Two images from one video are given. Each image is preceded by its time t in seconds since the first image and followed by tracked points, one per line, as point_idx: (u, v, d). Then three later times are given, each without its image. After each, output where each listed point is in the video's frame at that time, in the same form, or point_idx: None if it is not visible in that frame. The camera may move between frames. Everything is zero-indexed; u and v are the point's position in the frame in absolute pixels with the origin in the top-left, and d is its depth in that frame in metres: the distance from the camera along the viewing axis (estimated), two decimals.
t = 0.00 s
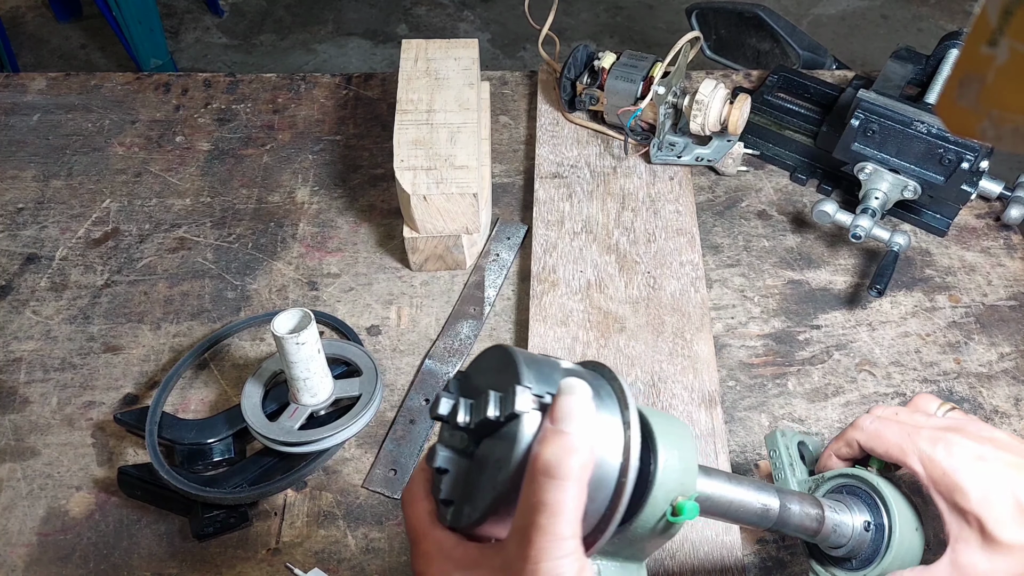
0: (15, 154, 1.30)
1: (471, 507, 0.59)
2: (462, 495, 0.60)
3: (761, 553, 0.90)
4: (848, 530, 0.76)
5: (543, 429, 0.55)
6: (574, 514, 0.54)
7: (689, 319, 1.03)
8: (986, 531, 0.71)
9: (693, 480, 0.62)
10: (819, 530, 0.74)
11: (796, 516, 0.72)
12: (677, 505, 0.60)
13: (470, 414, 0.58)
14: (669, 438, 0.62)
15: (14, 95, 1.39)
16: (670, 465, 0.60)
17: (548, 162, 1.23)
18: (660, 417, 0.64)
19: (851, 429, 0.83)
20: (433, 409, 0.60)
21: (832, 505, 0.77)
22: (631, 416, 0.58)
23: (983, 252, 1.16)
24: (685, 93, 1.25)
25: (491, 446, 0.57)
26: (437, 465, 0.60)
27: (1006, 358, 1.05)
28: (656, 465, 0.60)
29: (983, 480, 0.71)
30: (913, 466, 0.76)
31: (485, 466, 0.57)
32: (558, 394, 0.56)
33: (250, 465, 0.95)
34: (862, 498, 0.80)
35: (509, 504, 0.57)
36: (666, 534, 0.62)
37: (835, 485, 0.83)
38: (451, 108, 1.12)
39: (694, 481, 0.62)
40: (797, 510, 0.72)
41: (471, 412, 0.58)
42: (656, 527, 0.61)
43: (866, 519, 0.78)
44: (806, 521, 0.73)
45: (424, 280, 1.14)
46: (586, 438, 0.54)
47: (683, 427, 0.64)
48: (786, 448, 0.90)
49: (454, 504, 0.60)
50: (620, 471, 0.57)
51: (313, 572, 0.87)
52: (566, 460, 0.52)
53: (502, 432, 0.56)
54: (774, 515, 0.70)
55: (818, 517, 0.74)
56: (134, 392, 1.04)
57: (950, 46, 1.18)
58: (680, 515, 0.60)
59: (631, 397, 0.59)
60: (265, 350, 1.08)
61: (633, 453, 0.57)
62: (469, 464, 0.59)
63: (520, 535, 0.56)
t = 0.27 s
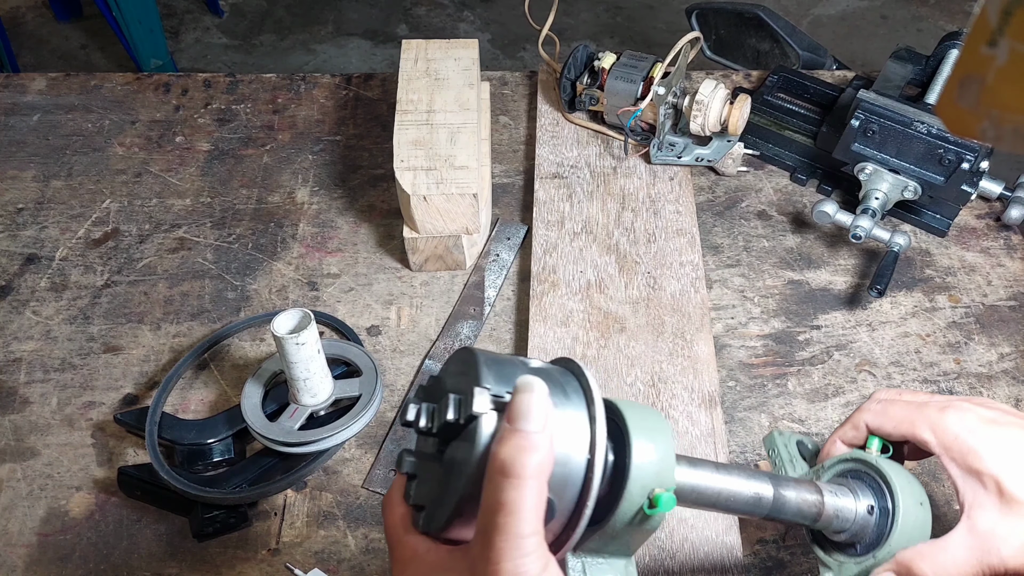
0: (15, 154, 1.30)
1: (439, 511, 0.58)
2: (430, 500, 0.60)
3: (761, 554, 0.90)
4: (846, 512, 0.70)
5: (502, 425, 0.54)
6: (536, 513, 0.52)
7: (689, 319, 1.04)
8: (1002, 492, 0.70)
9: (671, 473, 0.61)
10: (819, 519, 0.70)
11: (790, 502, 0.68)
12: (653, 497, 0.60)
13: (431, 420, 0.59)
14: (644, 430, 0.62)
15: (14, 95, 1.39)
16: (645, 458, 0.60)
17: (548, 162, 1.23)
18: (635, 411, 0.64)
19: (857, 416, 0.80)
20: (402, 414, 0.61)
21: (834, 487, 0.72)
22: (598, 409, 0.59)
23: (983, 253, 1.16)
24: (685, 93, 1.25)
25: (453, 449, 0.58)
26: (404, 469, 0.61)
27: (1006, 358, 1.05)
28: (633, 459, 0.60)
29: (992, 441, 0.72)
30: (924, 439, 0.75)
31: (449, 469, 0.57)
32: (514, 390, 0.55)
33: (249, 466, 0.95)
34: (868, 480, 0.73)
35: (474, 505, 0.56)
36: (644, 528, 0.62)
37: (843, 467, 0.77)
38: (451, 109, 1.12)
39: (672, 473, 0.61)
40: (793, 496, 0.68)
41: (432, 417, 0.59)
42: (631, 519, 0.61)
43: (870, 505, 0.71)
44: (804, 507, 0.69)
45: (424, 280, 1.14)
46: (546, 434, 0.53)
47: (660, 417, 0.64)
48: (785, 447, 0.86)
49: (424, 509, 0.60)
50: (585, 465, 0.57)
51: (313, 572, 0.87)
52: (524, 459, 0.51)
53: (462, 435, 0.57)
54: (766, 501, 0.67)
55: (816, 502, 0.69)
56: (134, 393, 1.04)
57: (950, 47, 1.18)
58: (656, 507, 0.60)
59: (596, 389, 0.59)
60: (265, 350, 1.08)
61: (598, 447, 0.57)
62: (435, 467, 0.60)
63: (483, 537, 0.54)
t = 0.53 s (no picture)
0: (15, 154, 1.31)
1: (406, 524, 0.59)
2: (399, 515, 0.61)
3: (761, 554, 0.90)
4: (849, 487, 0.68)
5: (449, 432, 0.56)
6: (486, 510, 0.54)
7: (689, 319, 1.03)
8: None
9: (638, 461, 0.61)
10: (819, 497, 0.68)
11: (783, 481, 0.67)
12: (620, 485, 0.60)
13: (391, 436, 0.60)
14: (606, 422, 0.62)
15: (14, 95, 1.40)
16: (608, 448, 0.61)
17: (548, 162, 1.23)
18: (598, 405, 0.64)
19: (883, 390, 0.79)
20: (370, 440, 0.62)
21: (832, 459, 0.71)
22: (549, 405, 0.59)
23: (983, 252, 1.16)
24: (685, 93, 1.25)
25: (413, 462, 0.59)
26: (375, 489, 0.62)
27: (1006, 358, 1.05)
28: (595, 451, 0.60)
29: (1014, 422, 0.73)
30: (958, 418, 0.74)
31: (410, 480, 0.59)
32: (459, 396, 0.57)
33: (250, 466, 0.95)
34: (872, 450, 0.71)
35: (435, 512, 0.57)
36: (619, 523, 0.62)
37: (847, 439, 0.74)
38: (451, 109, 1.12)
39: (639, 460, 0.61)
40: (785, 476, 0.67)
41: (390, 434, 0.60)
42: (602, 511, 0.61)
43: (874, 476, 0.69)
44: (799, 485, 0.67)
45: (424, 280, 1.14)
46: (489, 432, 0.54)
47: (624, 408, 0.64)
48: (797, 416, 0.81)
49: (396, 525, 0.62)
50: (539, 463, 0.58)
51: (313, 572, 0.87)
52: (467, 458, 0.53)
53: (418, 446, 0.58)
54: (755, 483, 0.66)
55: (813, 479, 0.68)
56: (134, 393, 1.04)
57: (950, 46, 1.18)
58: (623, 496, 0.60)
59: (547, 386, 0.60)
60: (265, 350, 1.08)
61: (552, 442, 0.58)
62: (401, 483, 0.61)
63: (441, 541, 0.55)
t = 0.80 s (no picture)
0: (15, 154, 1.31)
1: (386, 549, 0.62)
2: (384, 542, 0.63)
3: (761, 554, 0.90)
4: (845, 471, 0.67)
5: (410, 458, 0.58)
6: (447, 525, 0.56)
7: (689, 319, 1.03)
8: None
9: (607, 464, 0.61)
10: (813, 486, 0.68)
11: (774, 473, 0.67)
12: (590, 490, 0.60)
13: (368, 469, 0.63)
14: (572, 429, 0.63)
15: (14, 96, 1.40)
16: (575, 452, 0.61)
17: (548, 162, 1.23)
18: (569, 413, 0.65)
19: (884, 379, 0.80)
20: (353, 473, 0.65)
21: (825, 445, 0.70)
22: (508, 417, 0.60)
23: (983, 252, 1.16)
24: (685, 93, 1.25)
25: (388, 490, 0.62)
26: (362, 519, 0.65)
27: (1006, 358, 1.05)
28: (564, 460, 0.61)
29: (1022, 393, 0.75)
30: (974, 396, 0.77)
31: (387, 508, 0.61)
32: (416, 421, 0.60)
33: (250, 466, 0.95)
34: (868, 432, 0.71)
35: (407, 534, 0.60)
36: (601, 527, 0.62)
37: (844, 425, 0.74)
38: (451, 109, 1.12)
39: (610, 465, 0.61)
40: (775, 468, 0.67)
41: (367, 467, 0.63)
42: (577, 518, 0.62)
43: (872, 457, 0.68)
44: (790, 476, 0.67)
45: (424, 280, 1.14)
46: (445, 450, 0.57)
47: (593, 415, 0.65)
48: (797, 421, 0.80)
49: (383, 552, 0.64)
50: (502, 476, 0.58)
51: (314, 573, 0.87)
52: (422, 475, 0.55)
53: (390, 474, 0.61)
54: (742, 478, 0.66)
55: (805, 469, 0.67)
56: (134, 393, 1.04)
57: (950, 46, 1.18)
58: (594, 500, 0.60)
59: (508, 400, 0.61)
60: (265, 350, 1.08)
61: (511, 453, 0.59)
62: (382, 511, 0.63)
63: (411, 561, 0.57)
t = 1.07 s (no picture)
0: (15, 154, 1.31)
1: None
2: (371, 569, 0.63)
3: (761, 554, 0.90)
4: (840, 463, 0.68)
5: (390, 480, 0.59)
6: (430, 543, 0.56)
7: (689, 319, 1.04)
8: None
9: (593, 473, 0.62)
10: (808, 480, 0.68)
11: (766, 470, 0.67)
12: (575, 500, 0.61)
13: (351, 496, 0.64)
14: (560, 438, 0.63)
15: (14, 96, 1.40)
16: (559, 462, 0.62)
17: (548, 162, 1.23)
18: (553, 424, 0.65)
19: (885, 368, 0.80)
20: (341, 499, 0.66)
21: (819, 436, 0.70)
22: (490, 431, 0.61)
23: (983, 253, 1.16)
24: (685, 93, 1.25)
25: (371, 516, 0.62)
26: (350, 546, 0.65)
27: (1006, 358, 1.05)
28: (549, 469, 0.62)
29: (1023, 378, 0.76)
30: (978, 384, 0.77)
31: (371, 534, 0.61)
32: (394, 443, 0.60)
33: (249, 466, 0.95)
34: (862, 422, 0.71)
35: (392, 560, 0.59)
36: (590, 536, 0.63)
37: (838, 415, 0.75)
38: (451, 109, 1.12)
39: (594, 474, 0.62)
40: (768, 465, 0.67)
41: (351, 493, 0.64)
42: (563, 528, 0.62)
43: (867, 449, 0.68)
44: (784, 474, 0.67)
45: (424, 280, 1.14)
46: (423, 470, 0.57)
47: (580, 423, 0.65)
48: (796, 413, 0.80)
49: None
50: (484, 492, 0.59)
51: (314, 573, 0.87)
52: (400, 496, 0.55)
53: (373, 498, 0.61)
54: (733, 477, 0.67)
55: (798, 465, 0.68)
56: (134, 393, 1.04)
57: (950, 46, 1.18)
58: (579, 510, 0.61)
59: (489, 415, 0.61)
60: (265, 350, 1.08)
61: (493, 469, 0.59)
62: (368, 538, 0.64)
63: None
